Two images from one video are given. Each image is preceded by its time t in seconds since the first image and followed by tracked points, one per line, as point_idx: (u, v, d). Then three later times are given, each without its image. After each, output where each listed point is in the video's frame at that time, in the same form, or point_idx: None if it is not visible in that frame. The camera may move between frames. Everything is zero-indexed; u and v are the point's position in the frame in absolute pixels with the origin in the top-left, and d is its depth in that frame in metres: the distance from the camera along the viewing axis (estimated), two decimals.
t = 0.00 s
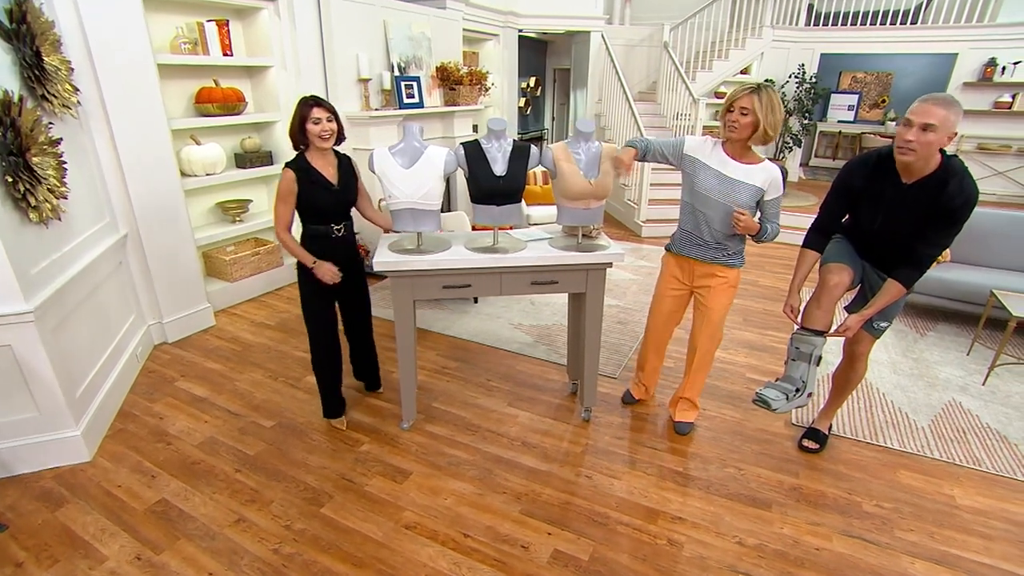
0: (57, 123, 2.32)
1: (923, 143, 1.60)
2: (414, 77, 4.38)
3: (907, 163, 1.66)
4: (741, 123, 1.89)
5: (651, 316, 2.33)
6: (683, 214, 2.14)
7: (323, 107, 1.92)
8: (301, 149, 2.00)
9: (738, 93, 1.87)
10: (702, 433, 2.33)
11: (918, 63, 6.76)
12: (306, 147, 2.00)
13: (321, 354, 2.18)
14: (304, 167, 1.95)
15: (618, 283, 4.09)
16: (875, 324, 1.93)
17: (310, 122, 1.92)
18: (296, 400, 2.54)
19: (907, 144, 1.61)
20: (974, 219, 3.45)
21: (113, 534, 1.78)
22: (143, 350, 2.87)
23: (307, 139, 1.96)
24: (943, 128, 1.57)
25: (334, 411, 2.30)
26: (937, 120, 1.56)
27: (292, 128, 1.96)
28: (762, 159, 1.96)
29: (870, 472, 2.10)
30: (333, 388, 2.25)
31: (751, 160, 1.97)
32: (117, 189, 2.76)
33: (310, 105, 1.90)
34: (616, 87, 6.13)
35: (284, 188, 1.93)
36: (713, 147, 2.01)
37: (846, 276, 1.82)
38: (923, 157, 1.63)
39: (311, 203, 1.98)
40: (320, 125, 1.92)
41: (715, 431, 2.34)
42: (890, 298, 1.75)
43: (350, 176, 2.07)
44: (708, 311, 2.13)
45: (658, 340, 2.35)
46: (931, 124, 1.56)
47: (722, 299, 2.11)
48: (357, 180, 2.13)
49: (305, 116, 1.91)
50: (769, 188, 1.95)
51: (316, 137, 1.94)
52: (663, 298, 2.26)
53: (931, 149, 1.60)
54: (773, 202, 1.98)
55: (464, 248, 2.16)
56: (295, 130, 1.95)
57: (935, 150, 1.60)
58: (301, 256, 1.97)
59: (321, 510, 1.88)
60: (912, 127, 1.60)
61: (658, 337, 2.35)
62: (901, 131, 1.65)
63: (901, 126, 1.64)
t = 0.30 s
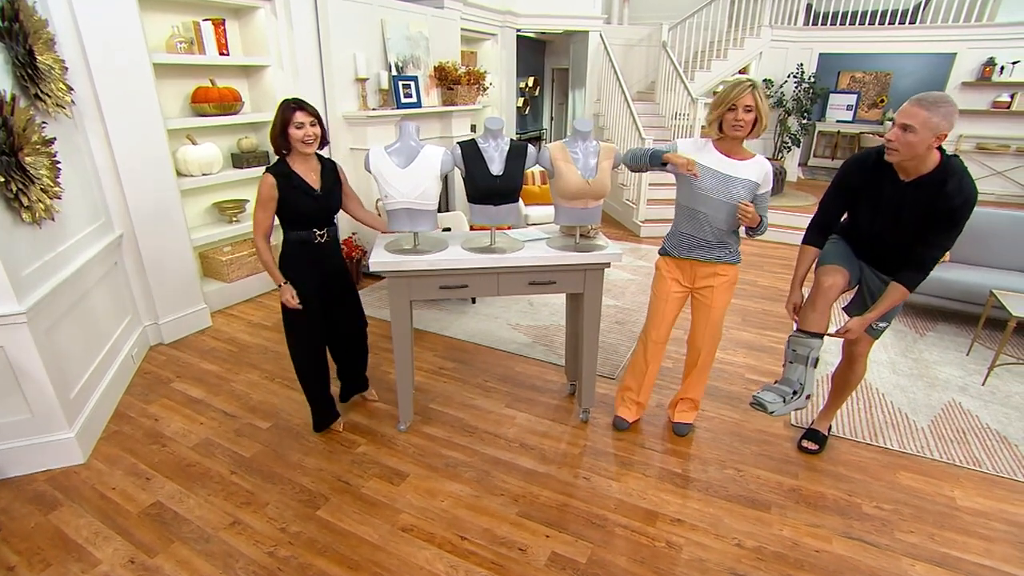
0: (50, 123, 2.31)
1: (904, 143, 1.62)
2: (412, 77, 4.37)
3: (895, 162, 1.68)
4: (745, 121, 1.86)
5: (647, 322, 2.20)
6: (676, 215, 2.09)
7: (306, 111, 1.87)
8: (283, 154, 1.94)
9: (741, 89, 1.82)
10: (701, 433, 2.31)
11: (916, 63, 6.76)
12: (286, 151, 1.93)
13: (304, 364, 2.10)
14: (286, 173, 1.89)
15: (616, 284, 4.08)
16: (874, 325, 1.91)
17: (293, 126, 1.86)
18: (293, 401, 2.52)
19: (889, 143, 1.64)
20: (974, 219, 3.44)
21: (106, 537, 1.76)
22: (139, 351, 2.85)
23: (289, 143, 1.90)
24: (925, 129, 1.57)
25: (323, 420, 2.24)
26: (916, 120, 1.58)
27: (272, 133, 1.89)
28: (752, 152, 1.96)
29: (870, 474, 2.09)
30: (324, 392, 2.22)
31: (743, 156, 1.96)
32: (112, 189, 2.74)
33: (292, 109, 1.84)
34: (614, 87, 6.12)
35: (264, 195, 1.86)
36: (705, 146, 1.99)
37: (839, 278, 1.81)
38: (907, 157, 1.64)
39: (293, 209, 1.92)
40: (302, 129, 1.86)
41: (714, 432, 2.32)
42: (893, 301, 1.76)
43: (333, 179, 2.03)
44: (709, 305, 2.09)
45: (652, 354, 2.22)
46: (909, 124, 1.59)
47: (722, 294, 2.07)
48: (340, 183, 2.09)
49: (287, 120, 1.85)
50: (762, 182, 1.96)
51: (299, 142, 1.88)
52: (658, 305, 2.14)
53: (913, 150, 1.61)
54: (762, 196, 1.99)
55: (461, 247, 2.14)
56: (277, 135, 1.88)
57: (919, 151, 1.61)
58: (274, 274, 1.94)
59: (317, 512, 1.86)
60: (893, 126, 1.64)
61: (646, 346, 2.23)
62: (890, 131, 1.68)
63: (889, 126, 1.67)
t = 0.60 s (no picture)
0: (49, 123, 2.30)
1: (913, 130, 1.63)
2: (411, 77, 4.36)
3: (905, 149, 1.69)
4: (730, 118, 1.85)
5: (643, 328, 2.11)
6: (663, 215, 2.04)
7: (307, 112, 1.86)
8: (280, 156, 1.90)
9: (725, 88, 1.80)
10: (702, 435, 2.30)
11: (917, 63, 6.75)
12: (283, 155, 1.90)
13: (301, 362, 2.10)
14: (277, 175, 1.87)
15: (616, 284, 4.07)
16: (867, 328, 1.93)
17: (294, 126, 1.84)
18: (292, 402, 2.51)
19: (898, 129, 1.66)
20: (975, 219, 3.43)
21: (105, 539, 1.75)
22: (138, 352, 2.84)
23: (289, 144, 1.87)
24: (935, 116, 1.58)
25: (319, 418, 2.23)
26: (926, 107, 1.59)
27: (269, 133, 1.85)
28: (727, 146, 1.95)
29: (872, 475, 2.08)
30: (321, 392, 2.21)
31: (721, 151, 1.95)
32: (111, 189, 2.73)
33: (294, 109, 1.83)
34: (615, 87, 6.12)
35: (257, 198, 1.86)
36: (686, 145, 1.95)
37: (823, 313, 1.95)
38: (918, 144, 1.64)
39: (284, 211, 1.90)
40: (303, 130, 1.85)
41: (715, 433, 2.32)
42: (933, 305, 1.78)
43: (329, 179, 2.01)
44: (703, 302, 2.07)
45: (649, 362, 2.15)
46: (920, 111, 1.60)
47: (714, 291, 2.05)
48: (337, 183, 2.07)
49: (289, 120, 1.83)
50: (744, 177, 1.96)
51: (301, 142, 1.86)
52: (650, 308, 2.07)
53: (921, 137, 1.61)
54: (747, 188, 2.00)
55: (461, 248, 2.14)
56: (277, 137, 1.85)
57: (929, 138, 1.61)
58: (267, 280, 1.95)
59: (316, 514, 1.85)
60: (904, 115, 1.65)
61: (642, 354, 2.15)
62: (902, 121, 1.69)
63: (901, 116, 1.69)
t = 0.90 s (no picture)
0: (51, 123, 2.30)
1: (908, 117, 1.62)
2: (413, 77, 4.35)
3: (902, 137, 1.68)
4: (709, 115, 1.85)
5: (637, 331, 2.10)
6: (645, 216, 2.03)
7: (313, 112, 1.86)
8: (286, 156, 1.89)
9: (703, 87, 1.81)
10: (704, 436, 2.30)
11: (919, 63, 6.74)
12: (290, 156, 1.90)
13: (302, 363, 2.09)
14: (282, 177, 1.87)
15: (617, 284, 4.07)
16: (857, 328, 1.97)
17: (302, 127, 1.84)
18: (293, 402, 2.51)
19: (894, 116, 1.65)
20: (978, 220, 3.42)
21: (106, 540, 1.75)
22: (139, 352, 2.84)
23: (296, 145, 1.87)
24: (930, 103, 1.57)
25: (319, 418, 2.23)
26: (922, 93, 1.59)
27: (275, 134, 1.84)
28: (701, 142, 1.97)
29: (875, 477, 2.07)
30: (323, 392, 2.20)
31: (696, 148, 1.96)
32: (113, 190, 2.73)
33: (302, 109, 1.83)
34: (616, 87, 6.11)
35: (261, 199, 1.85)
36: (665, 144, 1.94)
37: (814, 320, 2.06)
38: (913, 132, 1.64)
39: (287, 212, 1.90)
40: (312, 131, 1.86)
41: (717, 434, 2.31)
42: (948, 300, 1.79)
43: (332, 180, 2.00)
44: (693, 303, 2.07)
45: (644, 364, 2.14)
46: (915, 97, 1.60)
47: (702, 291, 2.06)
48: (340, 183, 2.07)
49: (297, 121, 1.83)
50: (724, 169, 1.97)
51: (309, 143, 1.87)
52: (642, 311, 2.06)
53: (916, 124, 1.61)
54: (730, 177, 2.02)
55: (462, 248, 2.13)
56: (285, 138, 1.84)
57: (925, 126, 1.61)
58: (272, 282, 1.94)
59: (318, 515, 1.85)
60: (901, 102, 1.65)
61: (637, 357, 2.14)
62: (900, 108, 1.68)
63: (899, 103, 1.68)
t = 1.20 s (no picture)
0: (53, 124, 2.31)
1: (885, 113, 1.68)
2: (414, 77, 4.36)
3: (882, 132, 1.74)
4: (695, 118, 1.86)
5: (636, 335, 2.09)
6: (636, 219, 2.04)
7: (314, 112, 1.86)
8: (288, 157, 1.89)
9: (689, 90, 1.81)
10: (705, 436, 2.30)
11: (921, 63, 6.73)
12: (293, 157, 1.90)
13: (304, 363, 2.09)
14: (287, 178, 1.87)
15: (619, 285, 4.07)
16: (853, 327, 1.97)
17: (304, 127, 1.84)
18: (295, 403, 2.51)
19: (872, 113, 1.72)
20: (979, 220, 3.42)
21: (108, 541, 1.75)
22: (141, 352, 2.84)
23: (299, 145, 1.87)
24: (904, 99, 1.63)
25: (321, 418, 2.22)
26: (896, 90, 1.65)
27: (278, 135, 1.84)
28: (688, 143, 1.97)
29: (876, 478, 2.07)
30: (325, 391, 2.20)
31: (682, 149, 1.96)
32: (115, 191, 2.74)
33: (304, 109, 1.83)
34: (617, 87, 6.12)
35: (265, 199, 1.84)
36: (654, 146, 1.94)
37: (812, 319, 2.12)
38: (890, 126, 1.69)
39: (291, 212, 1.90)
40: (314, 131, 1.86)
41: (719, 435, 2.31)
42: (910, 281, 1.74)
43: (335, 180, 2.00)
44: (687, 303, 2.08)
45: (644, 364, 2.14)
46: (890, 94, 1.66)
47: (697, 290, 2.08)
48: (343, 185, 2.07)
49: (299, 121, 1.83)
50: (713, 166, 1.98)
51: (312, 143, 1.88)
52: (640, 314, 2.05)
53: (893, 119, 1.66)
54: (721, 172, 2.02)
55: (464, 249, 2.13)
56: (287, 139, 1.84)
57: (902, 121, 1.66)
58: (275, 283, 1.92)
59: (320, 515, 1.85)
60: (876, 99, 1.70)
61: (637, 359, 2.13)
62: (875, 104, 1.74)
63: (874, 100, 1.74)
